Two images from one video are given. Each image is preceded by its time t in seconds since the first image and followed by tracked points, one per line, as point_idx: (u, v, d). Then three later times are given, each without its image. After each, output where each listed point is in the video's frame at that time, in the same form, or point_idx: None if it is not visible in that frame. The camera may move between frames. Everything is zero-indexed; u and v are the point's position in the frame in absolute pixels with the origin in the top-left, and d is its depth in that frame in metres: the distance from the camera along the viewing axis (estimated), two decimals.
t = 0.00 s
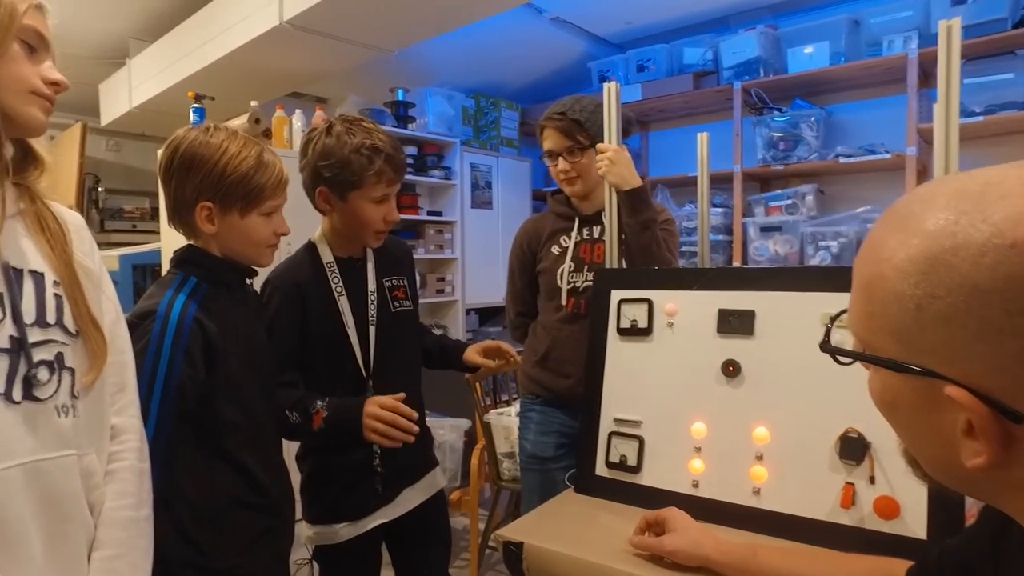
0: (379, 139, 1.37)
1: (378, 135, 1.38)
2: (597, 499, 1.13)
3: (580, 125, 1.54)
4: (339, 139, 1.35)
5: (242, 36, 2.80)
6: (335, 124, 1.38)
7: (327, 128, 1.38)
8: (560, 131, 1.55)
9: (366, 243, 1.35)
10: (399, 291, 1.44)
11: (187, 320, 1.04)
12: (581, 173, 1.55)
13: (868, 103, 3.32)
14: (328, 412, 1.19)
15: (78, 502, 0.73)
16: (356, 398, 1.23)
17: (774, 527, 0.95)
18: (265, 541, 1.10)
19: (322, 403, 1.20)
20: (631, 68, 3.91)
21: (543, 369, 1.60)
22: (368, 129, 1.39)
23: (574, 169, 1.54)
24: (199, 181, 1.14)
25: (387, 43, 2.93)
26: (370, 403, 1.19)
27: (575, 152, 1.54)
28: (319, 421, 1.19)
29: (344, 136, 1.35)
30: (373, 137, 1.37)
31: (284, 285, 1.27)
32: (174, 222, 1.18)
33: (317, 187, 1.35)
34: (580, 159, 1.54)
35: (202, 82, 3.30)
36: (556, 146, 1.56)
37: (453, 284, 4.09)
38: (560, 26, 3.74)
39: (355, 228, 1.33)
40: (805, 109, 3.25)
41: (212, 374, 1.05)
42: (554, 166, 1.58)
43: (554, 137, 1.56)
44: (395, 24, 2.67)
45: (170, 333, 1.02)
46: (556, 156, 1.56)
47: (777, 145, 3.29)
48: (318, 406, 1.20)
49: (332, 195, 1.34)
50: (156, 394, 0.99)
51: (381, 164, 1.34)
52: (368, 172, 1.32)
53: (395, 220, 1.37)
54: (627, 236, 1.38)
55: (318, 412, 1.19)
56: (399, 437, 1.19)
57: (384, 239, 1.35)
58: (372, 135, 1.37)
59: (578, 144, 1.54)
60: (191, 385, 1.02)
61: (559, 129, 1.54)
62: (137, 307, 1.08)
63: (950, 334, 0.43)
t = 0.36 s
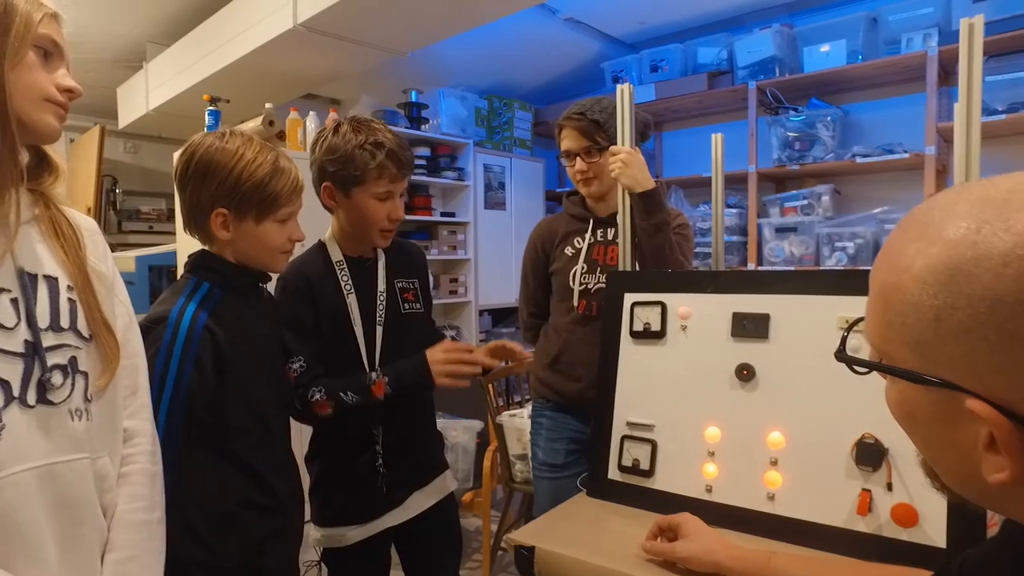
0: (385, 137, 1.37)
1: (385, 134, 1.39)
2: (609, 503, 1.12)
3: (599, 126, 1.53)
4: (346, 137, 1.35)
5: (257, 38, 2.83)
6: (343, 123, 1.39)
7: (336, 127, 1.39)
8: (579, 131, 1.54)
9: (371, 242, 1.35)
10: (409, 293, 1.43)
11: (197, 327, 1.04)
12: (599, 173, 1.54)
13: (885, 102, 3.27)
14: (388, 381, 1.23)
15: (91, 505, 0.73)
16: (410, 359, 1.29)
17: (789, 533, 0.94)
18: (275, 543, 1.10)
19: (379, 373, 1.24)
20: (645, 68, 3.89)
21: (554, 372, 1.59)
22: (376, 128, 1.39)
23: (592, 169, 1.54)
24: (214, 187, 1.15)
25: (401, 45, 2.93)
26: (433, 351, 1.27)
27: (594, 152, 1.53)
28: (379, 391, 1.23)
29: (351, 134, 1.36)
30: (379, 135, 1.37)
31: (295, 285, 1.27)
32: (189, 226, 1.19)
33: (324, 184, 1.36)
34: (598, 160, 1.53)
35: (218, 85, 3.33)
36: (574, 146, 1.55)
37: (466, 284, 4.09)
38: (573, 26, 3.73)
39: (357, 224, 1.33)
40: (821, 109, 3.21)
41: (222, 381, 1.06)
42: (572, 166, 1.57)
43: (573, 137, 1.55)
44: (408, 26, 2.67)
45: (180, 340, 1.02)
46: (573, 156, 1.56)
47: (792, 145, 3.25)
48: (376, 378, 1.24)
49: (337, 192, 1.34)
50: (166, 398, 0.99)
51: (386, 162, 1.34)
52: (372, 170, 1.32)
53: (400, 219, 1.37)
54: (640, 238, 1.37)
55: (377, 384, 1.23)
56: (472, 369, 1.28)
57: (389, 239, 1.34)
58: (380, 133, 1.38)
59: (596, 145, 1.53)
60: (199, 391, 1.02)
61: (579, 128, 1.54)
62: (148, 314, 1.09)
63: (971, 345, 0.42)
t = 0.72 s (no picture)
0: (400, 135, 1.38)
1: (399, 133, 1.39)
2: (618, 504, 1.11)
3: (617, 127, 1.53)
4: (361, 134, 1.36)
5: (267, 39, 2.84)
6: (356, 121, 1.39)
7: (349, 125, 1.39)
8: (593, 130, 1.53)
9: (385, 239, 1.35)
10: (417, 294, 1.43)
11: (215, 330, 1.04)
12: (615, 175, 1.54)
13: (898, 100, 3.24)
14: (351, 401, 1.19)
15: (101, 505, 0.74)
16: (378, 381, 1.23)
17: (801, 537, 0.93)
18: (289, 544, 1.10)
19: (346, 390, 1.21)
20: (655, 67, 3.87)
21: (559, 372, 1.59)
22: (389, 126, 1.40)
23: (608, 171, 1.53)
24: (223, 187, 1.15)
25: (410, 45, 2.93)
26: (393, 380, 1.19)
27: (609, 152, 1.53)
28: (343, 409, 1.20)
29: (366, 132, 1.37)
30: (393, 133, 1.38)
31: (305, 285, 1.27)
32: (196, 227, 1.19)
33: (338, 181, 1.36)
34: (615, 162, 1.52)
35: (228, 86, 3.35)
36: (592, 147, 1.53)
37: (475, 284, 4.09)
38: (582, 25, 3.71)
39: (373, 222, 1.33)
40: (833, 108, 3.18)
41: (240, 382, 1.06)
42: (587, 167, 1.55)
43: (590, 137, 1.53)
44: (417, 26, 2.67)
45: (198, 343, 1.03)
46: (590, 158, 1.54)
47: (803, 144, 3.23)
48: (343, 394, 1.21)
49: (353, 189, 1.35)
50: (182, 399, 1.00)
51: (402, 160, 1.34)
52: (389, 168, 1.33)
53: (413, 218, 1.37)
54: (649, 239, 1.36)
55: (342, 401, 1.20)
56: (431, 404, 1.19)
57: (403, 236, 1.35)
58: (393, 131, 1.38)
59: (613, 146, 1.53)
60: (218, 394, 1.02)
61: (593, 128, 1.53)
62: (162, 317, 1.08)
63: (991, 347, 0.42)
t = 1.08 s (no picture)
0: (411, 139, 1.38)
1: (410, 137, 1.39)
2: (628, 508, 1.11)
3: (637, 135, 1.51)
4: (372, 139, 1.36)
5: (276, 41, 2.85)
6: (367, 125, 1.39)
7: (360, 130, 1.39)
8: (613, 138, 1.50)
9: (396, 244, 1.35)
10: (427, 297, 1.43)
11: (222, 335, 1.04)
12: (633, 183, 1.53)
13: (910, 100, 3.21)
14: (368, 413, 1.19)
15: (111, 509, 0.74)
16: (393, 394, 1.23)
17: (813, 542, 0.92)
18: (295, 547, 1.10)
19: (361, 401, 1.20)
20: (664, 67, 3.86)
21: (564, 372, 1.58)
22: (400, 130, 1.40)
23: (629, 181, 1.51)
24: (234, 192, 1.15)
25: (418, 46, 2.93)
26: (411, 398, 1.19)
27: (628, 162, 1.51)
28: (358, 421, 1.19)
29: (377, 136, 1.36)
30: (405, 137, 1.38)
31: (315, 288, 1.27)
32: (208, 232, 1.20)
33: (349, 186, 1.36)
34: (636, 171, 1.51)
35: (237, 87, 3.36)
36: (614, 156, 1.50)
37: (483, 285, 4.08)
38: (591, 25, 3.70)
39: (385, 227, 1.33)
40: (844, 108, 3.16)
41: (247, 387, 1.06)
42: (607, 176, 1.52)
43: (612, 147, 1.50)
44: (426, 27, 2.67)
45: (204, 347, 1.03)
46: (611, 167, 1.51)
47: (814, 144, 3.21)
48: (358, 405, 1.20)
49: (364, 193, 1.34)
50: (191, 404, 1.00)
51: (414, 164, 1.35)
52: (401, 172, 1.33)
53: (425, 222, 1.37)
54: (659, 241, 1.35)
55: (358, 413, 1.19)
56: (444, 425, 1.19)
57: (414, 241, 1.35)
58: (404, 135, 1.38)
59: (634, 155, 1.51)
60: (225, 398, 1.03)
61: (615, 136, 1.50)
62: (170, 323, 1.09)
63: (1010, 361, 0.43)
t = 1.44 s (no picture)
0: (425, 142, 1.38)
1: (424, 140, 1.39)
2: (638, 510, 1.10)
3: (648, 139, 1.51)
4: (387, 141, 1.36)
5: (286, 42, 2.86)
6: (382, 128, 1.40)
7: (375, 132, 1.39)
8: (623, 141, 1.49)
9: (410, 246, 1.36)
10: (439, 298, 1.43)
11: (236, 335, 1.05)
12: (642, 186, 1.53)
13: (922, 99, 3.19)
14: (383, 419, 1.19)
15: (126, 510, 0.74)
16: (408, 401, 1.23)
17: (825, 545, 0.92)
18: (307, 547, 1.11)
19: (376, 407, 1.21)
20: (673, 67, 3.85)
21: (573, 374, 1.58)
22: (415, 133, 1.40)
23: (637, 184, 1.51)
24: (248, 193, 1.16)
25: (427, 47, 2.94)
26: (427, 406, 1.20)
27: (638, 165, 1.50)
28: (373, 427, 1.20)
29: (392, 139, 1.37)
30: (419, 139, 1.38)
31: (328, 290, 1.27)
32: (222, 233, 1.21)
33: (364, 189, 1.36)
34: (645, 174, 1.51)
35: (247, 89, 3.38)
36: (624, 159, 1.50)
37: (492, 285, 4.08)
38: (600, 25, 3.70)
39: (400, 229, 1.33)
40: (855, 108, 3.14)
41: (260, 386, 1.07)
42: (615, 179, 1.52)
43: (622, 150, 1.50)
44: (435, 28, 2.67)
45: (219, 348, 1.03)
46: (620, 170, 1.51)
47: (824, 144, 3.19)
48: (372, 410, 1.21)
49: (379, 197, 1.35)
50: (206, 405, 1.01)
51: (429, 168, 1.35)
52: (416, 176, 1.33)
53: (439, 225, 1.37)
54: (669, 242, 1.35)
55: (372, 418, 1.20)
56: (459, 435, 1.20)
57: (428, 243, 1.35)
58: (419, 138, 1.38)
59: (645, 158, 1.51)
60: (239, 398, 1.03)
61: (625, 139, 1.49)
62: (184, 323, 1.10)
63: None
